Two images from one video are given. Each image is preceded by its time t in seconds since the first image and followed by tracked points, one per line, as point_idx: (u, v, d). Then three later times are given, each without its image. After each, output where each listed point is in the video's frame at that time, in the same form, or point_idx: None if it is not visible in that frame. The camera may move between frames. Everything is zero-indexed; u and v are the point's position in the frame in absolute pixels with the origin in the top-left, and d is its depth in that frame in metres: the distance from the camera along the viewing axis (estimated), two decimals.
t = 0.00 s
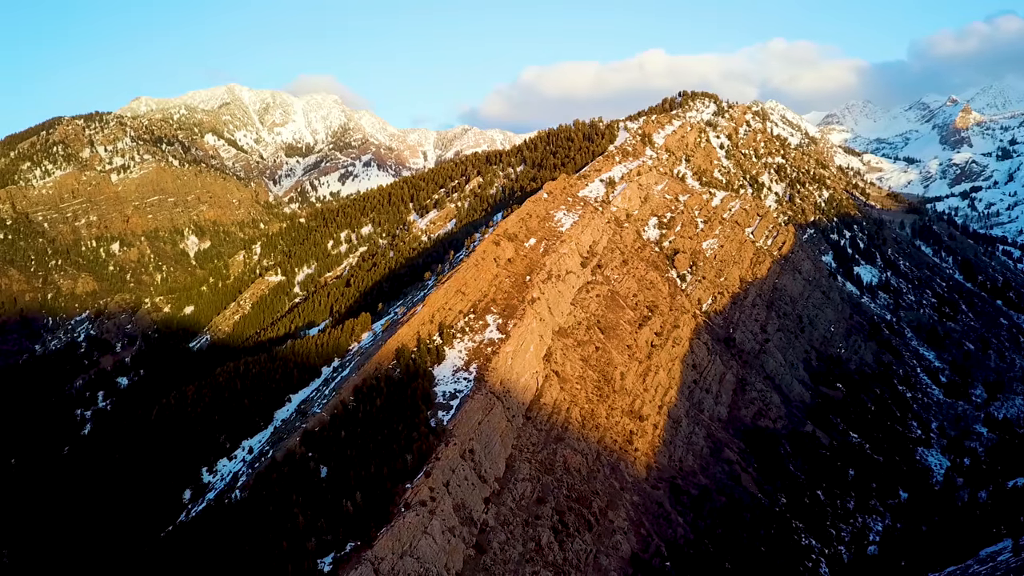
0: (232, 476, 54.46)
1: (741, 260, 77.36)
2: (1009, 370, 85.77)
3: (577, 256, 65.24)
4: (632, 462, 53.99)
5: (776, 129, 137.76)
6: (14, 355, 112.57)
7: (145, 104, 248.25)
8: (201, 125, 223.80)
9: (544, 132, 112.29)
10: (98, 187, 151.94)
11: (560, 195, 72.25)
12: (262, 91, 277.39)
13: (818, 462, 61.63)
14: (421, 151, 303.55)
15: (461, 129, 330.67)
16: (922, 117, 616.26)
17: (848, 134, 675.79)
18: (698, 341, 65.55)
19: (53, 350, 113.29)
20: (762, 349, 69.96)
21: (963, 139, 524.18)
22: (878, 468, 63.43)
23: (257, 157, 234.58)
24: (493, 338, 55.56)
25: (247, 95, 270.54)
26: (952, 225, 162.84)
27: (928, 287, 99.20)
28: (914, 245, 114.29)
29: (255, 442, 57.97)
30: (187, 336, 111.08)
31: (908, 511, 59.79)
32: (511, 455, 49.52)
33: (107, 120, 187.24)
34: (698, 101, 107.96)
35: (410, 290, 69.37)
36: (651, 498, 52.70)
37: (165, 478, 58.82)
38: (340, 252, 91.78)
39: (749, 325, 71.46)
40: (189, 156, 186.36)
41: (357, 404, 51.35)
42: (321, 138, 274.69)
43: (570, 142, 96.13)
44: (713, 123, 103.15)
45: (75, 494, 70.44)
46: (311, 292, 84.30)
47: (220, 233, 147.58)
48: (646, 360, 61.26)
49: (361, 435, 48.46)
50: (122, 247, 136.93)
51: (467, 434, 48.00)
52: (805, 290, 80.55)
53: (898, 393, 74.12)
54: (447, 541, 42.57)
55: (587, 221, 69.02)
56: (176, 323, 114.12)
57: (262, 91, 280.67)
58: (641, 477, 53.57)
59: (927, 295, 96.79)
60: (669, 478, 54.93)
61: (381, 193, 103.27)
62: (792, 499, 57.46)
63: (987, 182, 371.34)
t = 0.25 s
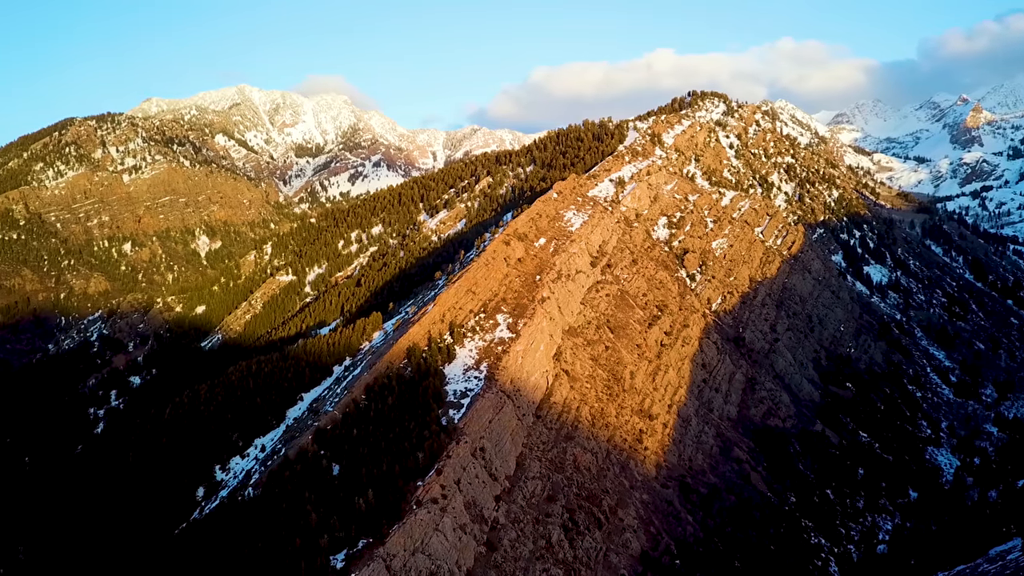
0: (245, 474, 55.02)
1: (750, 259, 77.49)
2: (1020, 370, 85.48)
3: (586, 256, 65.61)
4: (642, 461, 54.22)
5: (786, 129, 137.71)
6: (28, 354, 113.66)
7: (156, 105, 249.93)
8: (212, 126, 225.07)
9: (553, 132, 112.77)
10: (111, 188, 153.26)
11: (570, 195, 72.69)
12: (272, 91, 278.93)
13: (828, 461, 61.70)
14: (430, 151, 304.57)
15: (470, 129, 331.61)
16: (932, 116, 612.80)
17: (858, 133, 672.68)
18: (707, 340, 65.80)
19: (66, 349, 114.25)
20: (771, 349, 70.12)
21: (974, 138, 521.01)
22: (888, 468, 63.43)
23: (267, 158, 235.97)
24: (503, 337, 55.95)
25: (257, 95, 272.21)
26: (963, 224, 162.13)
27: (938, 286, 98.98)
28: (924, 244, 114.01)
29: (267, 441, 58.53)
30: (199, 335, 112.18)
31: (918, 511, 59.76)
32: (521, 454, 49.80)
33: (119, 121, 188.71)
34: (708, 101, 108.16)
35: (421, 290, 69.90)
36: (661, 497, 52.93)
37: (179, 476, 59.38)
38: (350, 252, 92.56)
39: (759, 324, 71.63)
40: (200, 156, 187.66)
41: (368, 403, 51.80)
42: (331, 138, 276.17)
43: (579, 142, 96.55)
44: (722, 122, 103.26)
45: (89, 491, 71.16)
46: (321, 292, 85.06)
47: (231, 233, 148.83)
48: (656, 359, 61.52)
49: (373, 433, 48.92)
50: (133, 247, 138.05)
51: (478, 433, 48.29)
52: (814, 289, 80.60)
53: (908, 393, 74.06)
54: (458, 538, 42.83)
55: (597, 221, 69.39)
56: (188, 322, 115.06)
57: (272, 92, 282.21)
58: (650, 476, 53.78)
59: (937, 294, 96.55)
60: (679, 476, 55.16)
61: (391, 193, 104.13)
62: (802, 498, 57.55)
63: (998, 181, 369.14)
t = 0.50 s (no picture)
0: (256, 471, 55.53)
1: (758, 259, 77.64)
2: None
3: (594, 255, 65.99)
4: (650, 460, 54.45)
5: (794, 129, 137.76)
6: (40, 353, 114.62)
7: (165, 106, 251.47)
8: (221, 126, 226.21)
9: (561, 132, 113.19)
10: (121, 188, 154.43)
11: (578, 195, 73.12)
12: (281, 91, 280.35)
13: (835, 460, 61.83)
14: (438, 151, 305.48)
15: (477, 129, 332.45)
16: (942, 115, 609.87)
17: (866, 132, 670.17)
18: (715, 340, 66.07)
19: (78, 349, 115.14)
20: (779, 348, 70.32)
21: (982, 137, 518.63)
22: (896, 467, 63.50)
23: (276, 158, 237.24)
24: (512, 336, 56.34)
25: (266, 96, 273.75)
26: (971, 224, 161.80)
27: (947, 286, 98.86)
28: (933, 244, 113.82)
29: (278, 439, 59.06)
30: (209, 334, 113.21)
31: (926, 510, 59.81)
32: (530, 452, 50.10)
33: (129, 122, 190.01)
34: (715, 101, 108.40)
35: (430, 289, 70.43)
36: (669, 495, 53.16)
37: (190, 473, 59.93)
38: (359, 252, 93.30)
39: (766, 324, 71.83)
40: (210, 156, 188.81)
41: (378, 401, 52.26)
42: (339, 138, 277.47)
43: (587, 142, 96.94)
44: (730, 122, 103.44)
45: (101, 489, 71.84)
46: (331, 291, 85.76)
47: (241, 233, 150.03)
48: (664, 358, 61.82)
49: (383, 431, 49.36)
50: (143, 247, 139.11)
51: (487, 431, 48.59)
52: (822, 289, 80.71)
53: (916, 392, 74.10)
54: (468, 535, 43.11)
55: (605, 221, 69.77)
56: (198, 322, 115.93)
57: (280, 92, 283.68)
58: (658, 475, 54.02)
59: (945, 294, 96.43)
60: (687, 475, 55.42)
61: (400, 193, 104.96)
62: (809, 497, 57.70)
63: (1008, 180, 367.40)
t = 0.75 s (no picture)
0: (266, 469, 56.00)
1: (765, 258, 77.77)
2: None
3: (601, 255, 66.32)
4: (657, 458, 54.71)
5: (801, 128, 137.69)
6: (50, 352, 115.56)
7: (174, 106, 252.91)
8: (229, 126, 227.34)
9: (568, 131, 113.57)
10: (130, 188, 155.48)
11: (585, 195, 73.46)
12: (288, 92, 281.56)
13: (842, 459, 61.96)
14: (445, 151, 306.23)
15: (484, 129, 333.07)
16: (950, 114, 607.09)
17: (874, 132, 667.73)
18: (722, 339, 66.32)
19: (88, 348, 116.04)
20: (785, 348, 70.50)
21: (991, 137, 516.17)
22: (903, 466, 63.59)
23: (284, 158, 238.32)
24: (519, 335, 56.71)
25: (273, 96, 274.99)
26: (979, 224, 161.28)
27: (954, 285, 98.75)
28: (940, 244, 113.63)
29: (287, 437, 59.57)
30: (218, 333, 114.15)
31: (932, 509, 59.89)
32: (537, 450, 50.37)
33: (138, 122, 191.24)
34: (722, 101, 108.60)
35: (438, 289, 70.90)
36: (676, 494, 53.42)
37: (201, 471, 60.54)
38: (367, 252, 93.96)
39: (773, 323, 72.01)
40: (218, 156, 189.86)
41: (387, 400, 52.73)
42: (346, 138, 278.54)
43: (594, 142, 97.26)
44: (737, 122, 103.61)
45: (112, 487, 72.55)
46: (339, 291, 86.39)
47: (250, 233, 151.14)
48: (671, 358, 62.09)
49: (392, 429, 49.77)
50: (153, 246, 140.07)
51: (495, 429, 48.88)
52: (829, 288, 80.80)
53: (923, 392, 74.13)
54: (476, 532, 43.38)
55: (612, 220, 70.11)
56: (207, 321, 116.79)
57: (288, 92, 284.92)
58: (665, 473, 54.27)
59: (952, 293, 96.32)
60: (693, 474, 55.68)
61: (408, 193, 105.71)
62: (816, 496, 57.86)
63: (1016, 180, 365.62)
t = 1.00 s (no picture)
0: (275, 467, 56.45)
1: (771, 258, 77.93)
2: None
3: (608, 254, 66.65)
4: (663, 457, 54.97)
5: (808, 128, 137.69)
6: (60, 351, 116.39)
7: (182, 106, 254.19)
8: (236, 126, 228.34)
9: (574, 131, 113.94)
10: (139, 188, 156.47)
11: (592, 195, 73.84)
12: (295, 92, 282.71)
13: (847, 458, 62.14)
14: (451, 151, 306.89)
15: (490, 129, 333.58)
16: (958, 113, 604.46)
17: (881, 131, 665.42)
18: (728, 339, 66.61)
19: (97, 347, 116.82)
20: (791, 347, 70.71)
21: (999, 136, 513.79)
22: (909, 466, 63.72)
23: (291, 158, 239.41)
24: (526, 334, 57.10)
25: (281, 96, 276.12)
26: (986, 224, 160.89)
27: (960, 285, 98.68)
28: (947, 244, 113.52)
29: (296, 435, 60.09)
30: (227, 332, 115.04)
31: (938, 508, 60.00)
32: (544, 448, 50.67)
33: (146, 122, 192.36)
34: (729, 101, 108.82)
35: (445, 288, 71.38)
36: (682, 492, 53.70)
37: (210, 469, 61.05)
38: (375, 252, 94.63)
39: (780, 323, 72.23)
40: (226, 157, 190.86)
41: (395, 398, 53.20)
42: (353, 138, 279.51)
43: (601, 142, 97.55)
44: (744, 122, 103.77)
45: (122, 485, 73.14)
46: (346, 290, 87.03)
47: (257, 233, 152.18)
48: (677, 357, 62.37)
49: (400, 427, 50.20)
50: (161, 246, 141.00)
51: (502, 427, 49.19)
52: (835, 288, 80.95)
53: (929, 391, 74.23)
54: (483, 530, 43.68)
55: (618, 220, 70.45)
56: (215, 321, 117.71)
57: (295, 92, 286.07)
58: (671, 472, 54.55)
59: (959, 293, 96.26)
60: (700, 472, 55.96)
61: (415, 193, 106.41)
62: (822, 495, 58.07)
63: None
